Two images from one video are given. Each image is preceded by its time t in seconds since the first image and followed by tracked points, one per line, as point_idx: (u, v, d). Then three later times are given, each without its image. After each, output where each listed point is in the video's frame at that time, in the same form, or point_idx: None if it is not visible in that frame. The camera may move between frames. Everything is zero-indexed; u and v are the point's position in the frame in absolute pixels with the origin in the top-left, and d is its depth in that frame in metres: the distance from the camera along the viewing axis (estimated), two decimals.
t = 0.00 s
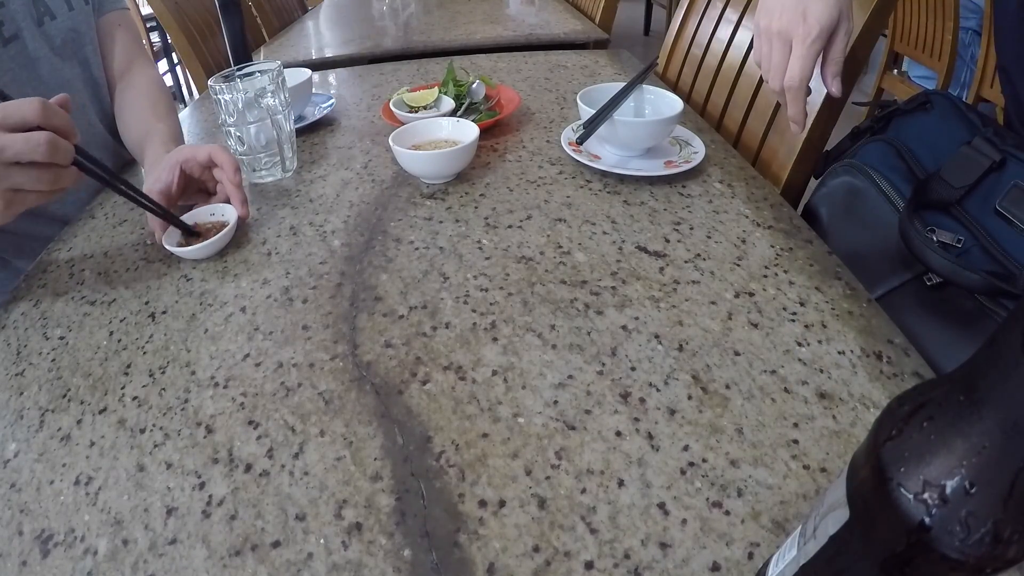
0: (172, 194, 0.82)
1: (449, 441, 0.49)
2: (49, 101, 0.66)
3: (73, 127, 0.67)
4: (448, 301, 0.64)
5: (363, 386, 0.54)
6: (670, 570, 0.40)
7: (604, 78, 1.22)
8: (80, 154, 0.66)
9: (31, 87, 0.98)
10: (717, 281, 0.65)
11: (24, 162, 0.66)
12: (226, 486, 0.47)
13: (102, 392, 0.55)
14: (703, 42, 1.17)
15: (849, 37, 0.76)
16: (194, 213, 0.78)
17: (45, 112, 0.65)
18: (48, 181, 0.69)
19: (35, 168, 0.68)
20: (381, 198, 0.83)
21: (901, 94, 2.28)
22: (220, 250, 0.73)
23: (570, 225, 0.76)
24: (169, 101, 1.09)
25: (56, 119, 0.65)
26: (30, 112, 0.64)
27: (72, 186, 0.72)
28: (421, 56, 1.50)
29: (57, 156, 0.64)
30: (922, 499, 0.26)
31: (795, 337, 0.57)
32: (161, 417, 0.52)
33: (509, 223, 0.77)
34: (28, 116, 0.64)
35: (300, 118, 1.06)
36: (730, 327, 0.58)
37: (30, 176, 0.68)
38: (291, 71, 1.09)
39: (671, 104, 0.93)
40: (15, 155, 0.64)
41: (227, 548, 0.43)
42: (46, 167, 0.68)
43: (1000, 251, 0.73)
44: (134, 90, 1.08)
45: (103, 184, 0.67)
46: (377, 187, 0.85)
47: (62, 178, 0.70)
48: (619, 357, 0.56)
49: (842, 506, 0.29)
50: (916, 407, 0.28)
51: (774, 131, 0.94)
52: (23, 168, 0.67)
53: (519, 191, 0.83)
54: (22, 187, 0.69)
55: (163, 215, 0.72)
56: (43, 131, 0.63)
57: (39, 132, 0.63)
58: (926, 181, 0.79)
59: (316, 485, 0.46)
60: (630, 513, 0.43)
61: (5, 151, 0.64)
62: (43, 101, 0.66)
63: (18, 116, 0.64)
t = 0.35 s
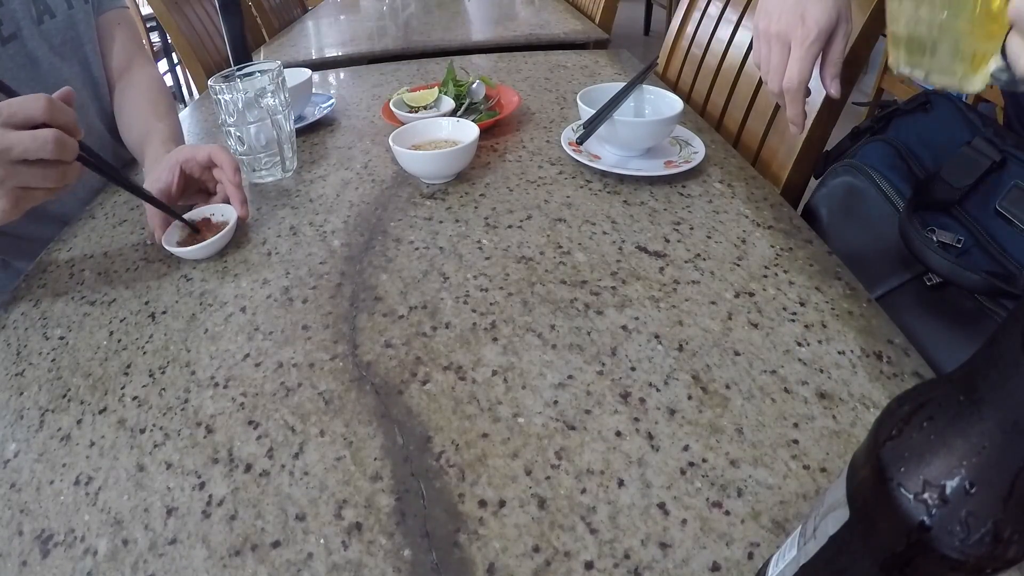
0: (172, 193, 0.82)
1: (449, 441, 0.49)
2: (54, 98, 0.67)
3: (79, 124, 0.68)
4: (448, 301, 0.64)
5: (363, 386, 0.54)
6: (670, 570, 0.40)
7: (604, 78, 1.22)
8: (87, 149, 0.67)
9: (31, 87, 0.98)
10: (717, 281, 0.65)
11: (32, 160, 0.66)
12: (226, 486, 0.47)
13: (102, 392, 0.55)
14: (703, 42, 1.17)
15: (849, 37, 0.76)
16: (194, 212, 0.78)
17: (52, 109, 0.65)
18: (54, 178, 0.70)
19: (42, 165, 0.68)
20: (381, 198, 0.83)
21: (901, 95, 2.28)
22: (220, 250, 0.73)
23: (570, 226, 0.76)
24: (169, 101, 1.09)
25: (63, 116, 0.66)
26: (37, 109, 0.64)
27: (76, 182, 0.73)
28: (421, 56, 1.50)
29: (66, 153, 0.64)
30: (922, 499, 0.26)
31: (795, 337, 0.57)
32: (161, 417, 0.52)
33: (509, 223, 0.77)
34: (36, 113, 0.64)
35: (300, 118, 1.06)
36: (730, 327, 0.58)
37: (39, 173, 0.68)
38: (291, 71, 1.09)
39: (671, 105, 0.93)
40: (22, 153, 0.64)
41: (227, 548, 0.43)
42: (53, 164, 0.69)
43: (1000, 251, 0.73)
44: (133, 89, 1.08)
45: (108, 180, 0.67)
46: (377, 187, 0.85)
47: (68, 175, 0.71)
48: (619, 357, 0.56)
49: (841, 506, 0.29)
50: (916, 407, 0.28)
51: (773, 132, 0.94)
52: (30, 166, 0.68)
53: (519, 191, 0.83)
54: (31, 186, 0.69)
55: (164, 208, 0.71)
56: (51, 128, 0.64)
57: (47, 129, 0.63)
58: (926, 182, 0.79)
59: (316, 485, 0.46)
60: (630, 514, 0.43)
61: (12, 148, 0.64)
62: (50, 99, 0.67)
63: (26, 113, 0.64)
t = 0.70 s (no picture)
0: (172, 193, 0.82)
1: (449, 441, 0.49)
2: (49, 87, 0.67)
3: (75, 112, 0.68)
4: (448, 301, 0.64)
5: (363, 386, 0.54)
6: (670, 570, 0.40)
7: (604, 78, 1.22)
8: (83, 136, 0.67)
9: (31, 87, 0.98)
10: (717, 281, 0.65)
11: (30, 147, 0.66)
12: (226, 486, 0.47)
13: (102, 392, 0.55)
14: (703, 41, 1.17)
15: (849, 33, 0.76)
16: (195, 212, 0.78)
17: (48, 97, 0.65)
18: (53, 166, 0.69)
19: (39, 155, 0.68)
20: (381, 198, 0.83)
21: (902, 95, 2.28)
22: (220, 250, 0.73)
23: (570, 225, 0.76)
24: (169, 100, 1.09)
25: (59, 104, 0.66)
26: (34, 97, 0.64)
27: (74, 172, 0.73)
28: (421, 56, 1.50)
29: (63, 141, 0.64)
30: (922, 499, 0.26)
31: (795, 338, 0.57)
32: (161, 417, 0.52)
33: (509, 223, 0.77)
34: (32, 101, 0.64)
35: (300, 118, 1.06)
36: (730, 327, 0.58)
37: (35, 163, 0.68)
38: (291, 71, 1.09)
39: (671, 104, 0.93)
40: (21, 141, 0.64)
41: (227, 548, 0.43)
42: (51, 154, 0.69)
43: (1000, 251, 0.73)
44: (133, 89, 1.08)
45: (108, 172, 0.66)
46: (377, 187, 0.85)
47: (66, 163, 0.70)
48: (619, 357, 0.56)
49: (841, 506, 0.29)
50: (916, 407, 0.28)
51: (773, 132, 0.94)
52: (28, 155, 0.67)
53: (519, 191, 0.83)
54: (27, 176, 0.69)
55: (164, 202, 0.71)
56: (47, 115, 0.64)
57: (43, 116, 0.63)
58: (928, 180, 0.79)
59: (316, 485, 0.46)
60: (630, 514, 0.43)
61: (8, 138, 0.64)
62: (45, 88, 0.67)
63: (22, 102, 0.64)
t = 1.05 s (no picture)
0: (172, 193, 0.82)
1: (449, 441, 0.49)
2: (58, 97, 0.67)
3: (83, 123, 0.67)
4: (448, 301, 0.64)
5: (363, 386, 0.54)
6: (670, 570, 0.40)
7: (604, 78, 1.22)
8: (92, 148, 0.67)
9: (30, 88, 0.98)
10: (717, 281, 0.65)
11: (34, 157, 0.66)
12: (226, 486, 0.47)
13: (102, 392, 0.55)
14: (703, 41, 1.17)
15: (849, 31, 0.76)
16: (195, 212, 0.78)
17: (56, 108, 0.65)
18: (57, 178, 0.70)
19: (45, 164, 0.68)
20: (381, 198, 0.83)
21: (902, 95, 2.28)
22: (220, 249, 0.73)
23: (570, 226, 0.76)
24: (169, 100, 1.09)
25: (67, 115, 0.66)
26: (41, 107, 0.64)
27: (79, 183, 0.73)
28: (421, 56, 1.50)
29: (67, 151, 0.64)
30: (922, 499, 0.26)
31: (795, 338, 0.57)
32: (161, 417, 0.52)
33: (509, 223, 0.77)
34: (39, 112, 0.64)
35: (300, 118, 1.06)
36: (730, 327, 0.59)
37: (41, 172, 0.68)
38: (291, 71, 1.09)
39: (671, 104, 0.93)
40: (25, 150, 0.65)
41: (228, 548, 0.43)
42: (56, 164, 0.69)
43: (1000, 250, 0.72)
44: (132, 89, 1.08)
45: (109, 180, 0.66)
46: (377, 187, 0.85)
47: (71, 175, 0.71)
48: (619, 357, 0.56)
49: (841, 506, 0.29)
50: (916, 407, 0.28)
51: (773, 132, 0.94)
52: (32, 164, 0.68)
53: (519, 191, 0.83)
54: (31, 184, 0.69)
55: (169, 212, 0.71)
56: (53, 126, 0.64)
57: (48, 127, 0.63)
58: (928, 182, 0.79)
59: (316, 485, 0.46)
60: (630, 514, 0.43)
61: (12, 145, 0.64)
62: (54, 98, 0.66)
63: (29, 112, 0.64)
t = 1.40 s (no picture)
0: (172, 193, 0.82)
1: (449, 441, 0.49)
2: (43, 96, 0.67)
3: (69, 125, 0.68)
4: (448, 301, 0.64)
5: (363, 386, 0.54)
6: (670, 570, 0.40)
7: (605, 78, 1.22)
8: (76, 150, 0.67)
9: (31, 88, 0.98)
10: (717, 281, 0.65)
11: (17, 152, 0.65)
12: (226, 486, 0.47)
13: (102, 392, 0.55)
14: (703, 41, 1.17)
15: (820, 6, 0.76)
16: (195, 212, 0.77)
17: (41, 106, 0.65)
18: (40, 177, 0.68)
19: (29, 161, 0.67)
20: (381, 198, 0.83)
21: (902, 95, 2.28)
22: (220, 249, 0.73)
23: (570, 226, 0.76)
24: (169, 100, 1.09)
25: (52, 114, 0.66)
26: (26, 104, 0.64)
27: (66, 187, 0.71)
28: (421, 56, 1.50)
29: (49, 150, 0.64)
30: (922, 499, 0.26)
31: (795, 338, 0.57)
32: (161, 417, 0.52)
33: (509, 223, 0.77)
34: (24, 108, 0.64)
35: (300, 118, 1.06)
36: (730, 327, 0.59)
37: (24, 169, 0.66)
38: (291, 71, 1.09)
39: (671, 104, 0.93)
40: (8, 143, 0.63)
41: (227, 548, 0.43)
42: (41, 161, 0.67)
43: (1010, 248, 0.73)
44: (133, 89, 1.08)
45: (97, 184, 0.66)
46: (377, 187, 0.85)
47: (55, 177, 0.69)
48: (619, 357, 0.56)
49: (842, 506, 0.29)
50: (916, 407, 0.28)
51: (774, 132, 0.94)
52: (16, 161, 0.66)
53: (519, 191, 0.83)
54: (14, 182, 0.67)
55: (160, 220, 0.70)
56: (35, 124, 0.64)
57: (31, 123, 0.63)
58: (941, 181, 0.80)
59: (316, 485, 0.46)
60: (630, 514, 0.43)
61: None
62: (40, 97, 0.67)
63: (13, 109, 0.64)
